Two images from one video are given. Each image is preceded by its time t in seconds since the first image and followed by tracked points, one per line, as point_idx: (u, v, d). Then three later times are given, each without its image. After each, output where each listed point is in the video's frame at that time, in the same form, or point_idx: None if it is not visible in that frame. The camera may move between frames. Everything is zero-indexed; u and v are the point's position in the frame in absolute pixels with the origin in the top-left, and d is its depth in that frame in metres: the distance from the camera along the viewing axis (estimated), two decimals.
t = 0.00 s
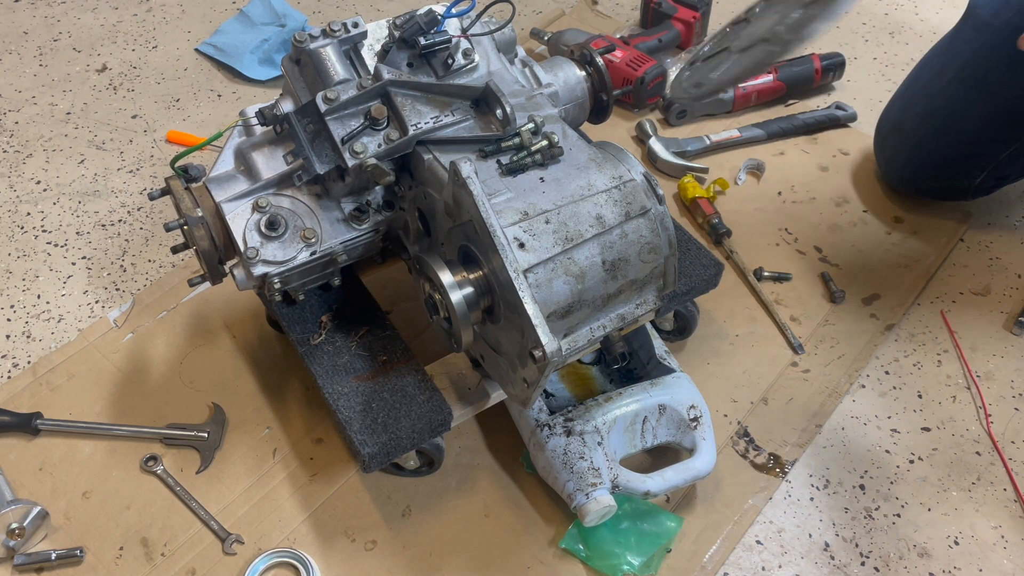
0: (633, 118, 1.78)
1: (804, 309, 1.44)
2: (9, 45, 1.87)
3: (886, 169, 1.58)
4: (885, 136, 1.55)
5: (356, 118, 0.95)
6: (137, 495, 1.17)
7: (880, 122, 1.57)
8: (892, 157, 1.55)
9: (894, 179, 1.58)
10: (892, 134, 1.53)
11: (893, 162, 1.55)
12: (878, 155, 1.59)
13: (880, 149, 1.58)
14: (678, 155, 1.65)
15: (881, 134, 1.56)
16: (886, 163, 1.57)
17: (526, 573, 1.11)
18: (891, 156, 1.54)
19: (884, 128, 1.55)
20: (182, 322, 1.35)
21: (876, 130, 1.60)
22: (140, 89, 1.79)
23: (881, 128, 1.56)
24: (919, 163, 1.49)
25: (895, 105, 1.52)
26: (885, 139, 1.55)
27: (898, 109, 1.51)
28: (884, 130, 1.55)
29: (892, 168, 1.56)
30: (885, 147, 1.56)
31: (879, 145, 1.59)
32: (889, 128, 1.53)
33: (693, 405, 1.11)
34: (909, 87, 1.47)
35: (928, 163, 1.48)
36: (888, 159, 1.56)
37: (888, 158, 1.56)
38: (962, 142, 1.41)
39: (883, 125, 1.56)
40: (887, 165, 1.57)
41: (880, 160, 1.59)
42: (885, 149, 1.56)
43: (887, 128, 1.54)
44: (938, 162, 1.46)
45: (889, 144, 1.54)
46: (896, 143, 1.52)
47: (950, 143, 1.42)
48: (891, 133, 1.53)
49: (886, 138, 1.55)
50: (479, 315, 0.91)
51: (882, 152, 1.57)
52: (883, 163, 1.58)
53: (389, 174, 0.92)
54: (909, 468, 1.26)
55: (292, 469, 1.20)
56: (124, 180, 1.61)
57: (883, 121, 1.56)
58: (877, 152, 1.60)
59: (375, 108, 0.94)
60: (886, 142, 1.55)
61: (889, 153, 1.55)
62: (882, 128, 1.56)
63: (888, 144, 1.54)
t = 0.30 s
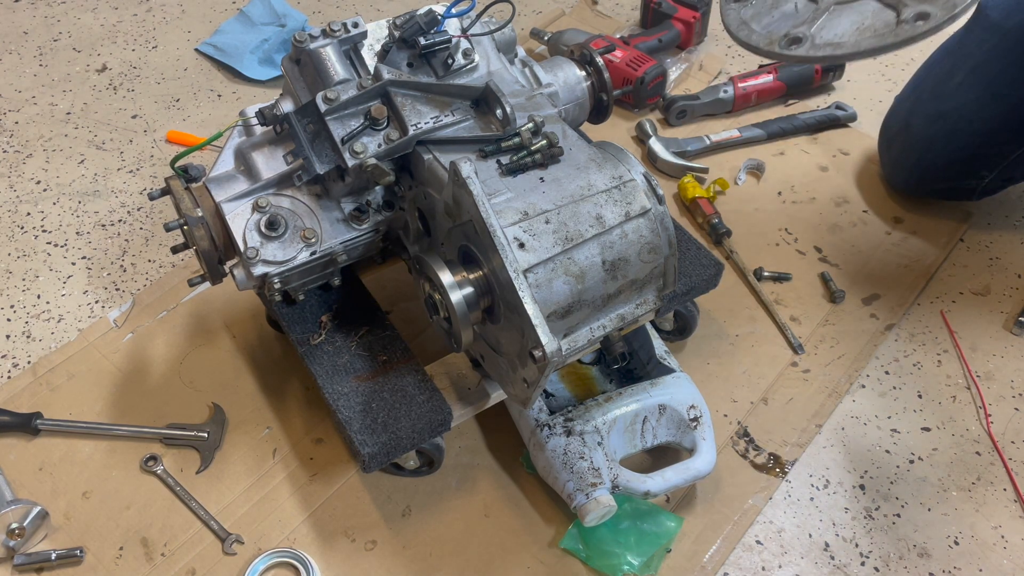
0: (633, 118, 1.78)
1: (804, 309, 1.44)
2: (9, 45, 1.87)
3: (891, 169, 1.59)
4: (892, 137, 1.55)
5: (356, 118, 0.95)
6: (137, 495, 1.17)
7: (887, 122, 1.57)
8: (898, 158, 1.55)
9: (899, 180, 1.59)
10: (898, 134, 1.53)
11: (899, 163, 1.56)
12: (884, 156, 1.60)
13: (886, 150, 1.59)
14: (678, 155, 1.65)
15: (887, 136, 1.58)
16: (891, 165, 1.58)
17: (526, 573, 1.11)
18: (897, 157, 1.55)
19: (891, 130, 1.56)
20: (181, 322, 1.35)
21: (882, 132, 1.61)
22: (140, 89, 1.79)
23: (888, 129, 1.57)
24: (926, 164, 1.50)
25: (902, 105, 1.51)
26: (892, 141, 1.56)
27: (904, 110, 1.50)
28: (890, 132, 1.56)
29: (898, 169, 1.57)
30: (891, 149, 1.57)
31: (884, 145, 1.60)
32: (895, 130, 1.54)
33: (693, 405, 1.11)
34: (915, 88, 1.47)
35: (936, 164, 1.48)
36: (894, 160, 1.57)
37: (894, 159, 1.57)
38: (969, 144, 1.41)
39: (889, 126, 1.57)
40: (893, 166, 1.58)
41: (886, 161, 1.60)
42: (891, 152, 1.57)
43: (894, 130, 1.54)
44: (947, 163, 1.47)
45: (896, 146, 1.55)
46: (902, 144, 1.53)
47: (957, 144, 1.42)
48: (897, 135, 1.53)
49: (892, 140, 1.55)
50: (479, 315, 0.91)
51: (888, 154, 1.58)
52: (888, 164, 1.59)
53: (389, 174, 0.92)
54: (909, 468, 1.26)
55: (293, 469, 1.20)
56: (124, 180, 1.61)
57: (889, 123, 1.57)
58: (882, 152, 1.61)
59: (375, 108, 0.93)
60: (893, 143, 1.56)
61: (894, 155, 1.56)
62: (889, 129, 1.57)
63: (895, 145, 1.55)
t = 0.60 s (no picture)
0: (633, 118, 1.78)
1: (804, 309, 1.44)
2: (9, 45, 1.87)
3: (891, 170, 1.59)
4: (892, 136, 1.55)
5: (356, 118, 0.95)
6: (137, 495, 1.17)
7: (887, 122, 1.57)
8: (898, 157, 1.55)
9: (898, 180, 1.58)
10: (898, 135, 1.53)
11: (898, 163, 1.55)
12: (884, 156, 1.60)
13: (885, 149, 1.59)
14: (678, 155, 1.65)
15: (887, 135, 1.57)
16: (891, 164, 1.58)
17: (526, 573, 1.11)
18: (897, 156, 1.55)
19: (891, 130, 1.56)
20: (181, 322, 1.35)
21: (882, 131, 1.61)
22: (140, 90, 1.79)
23: (888, 128, 1.57)
24: (926, 164, 1.49)
25: (903, 105, 1.51)
26: (892, 140, 1.56)
27: (907, 110, 1.50)
28: (891, 131, 1.56)
29: (898, 169, 1.56)
30: (891, 148, 1.56)
31: (884, 145, 1.60)
32: (897, 128, 1.53)
33: (693, 405, 1.11)
34: (918, 88, 1.47)
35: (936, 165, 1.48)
36: (894, 160, 1.56)
37: (894, 159, 1.57)
38: (970, 145, 1.41)
39: (890, 125, 1.57)
40: (892, 166, 1.58)
41: (885, 160, 1.60)
42: (891, 150, 1.56)
43: (895, 129, 1.54)
44: (946, 164, 1.46)
45: (896, 145, 1.54)
46: (903, 143, 1.52)
47: (958, 144, 1.42)
48: (899, 134, 1.53)
49: (893, 139, 1.55)
50: (479, 315, 0.91)
51: (888, 153, 1.58)
52: (888, 164, 1.59)
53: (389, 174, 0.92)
54: (909, 468, 1.26)
55: (293, 469, 1.20)
56: (124, 180, 1.61)
57: (890, 122, 1.57)
58: (882, 152, 1.60)
59: (375, 108, 0.93)
60: (893, 142, 1.56)
61: (894, 154, 1.56)
62: (888, 129, 1.57)
63: (896, 144, 1.55)
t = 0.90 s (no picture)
0: (633, 118, 1.78)
1: (804, 309, 1.44)
2: (9, 45, 1.87)
3: (892, 170, 1.59)
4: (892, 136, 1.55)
5: (356, 118, 0.95)
6: (137, 495, 1.17)
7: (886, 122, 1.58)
8: (898, 157, 1.55)
9: (899, 181, 1.59)
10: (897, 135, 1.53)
11: (898, 163, 1.56)
12: (884, 157, 1.60)
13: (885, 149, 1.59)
14: (678, 155, 1.65)
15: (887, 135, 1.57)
16: (892, 165, 1.58)
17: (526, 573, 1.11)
18: (896, 157, 1.55)
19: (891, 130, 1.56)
20: (181, 322, 1.35)
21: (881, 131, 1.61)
22: (140, 90, 1.79)
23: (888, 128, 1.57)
24: (926, 163, 1.49)
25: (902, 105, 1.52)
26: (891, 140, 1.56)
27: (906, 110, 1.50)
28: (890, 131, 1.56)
29: (899, 170, 1.57)
30: (891, 148, 1.56)
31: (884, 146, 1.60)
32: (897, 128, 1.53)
33: (693, 405, 1.11)
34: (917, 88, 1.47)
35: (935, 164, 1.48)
36: (894, 160, 1.56)
37: (894, 159, 1.57)
38: (969, 145, 1.41)
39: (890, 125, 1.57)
40: (892, 166, 1.58)
41: (885, 161, 1.60)
42: (890, 150, 1.56)
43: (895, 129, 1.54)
44: (946, 163, 1.46)
45: (895, 145, 1.54)
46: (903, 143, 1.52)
47: (957, 144, 1.42)
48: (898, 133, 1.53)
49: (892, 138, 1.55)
50: (479, 315, 0.91)
51: (887, 153, 1.58)
52: (888, 164, 1.59)
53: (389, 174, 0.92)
54: (909, 468, 1.26)
55: (293, 469, 1.20)
56: (124, 180, 1.61)
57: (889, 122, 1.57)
58: (881, 152, 1.60)
59: (375, 108, 0.93)
60: (892, 142, 1.56)
61: (894, 154, 1.56)
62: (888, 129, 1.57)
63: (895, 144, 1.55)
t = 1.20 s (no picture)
0: (633, 118, 1.78)
1: (804, 309, 1.44)
2: (9, 45, 1.87)
3: (890, 170, 1.58)
4: (891, 135, 1.55)
5: (356, 118, 0.95)
6: (137, 495, 1.17)
7: (886, 122, 1.58)
8: (896, 156, 1.55)
9: (897, 181, 1.58)
10: (897, 135, 1.53)
11: (897, 162, 1.55)
12: (882, 155, 1.60)
13: (883, 148, 1.59)
14: (678, 155, 1.65)
15: (886, 134, 1.57)
16: (890, 163, 1.58)
17: (526, 573, 1.11)
18: (895, 155, 1.55)
19: (889, 129, 1.56)
20: (181, 322, 1.35)
21: (880, 130, 1.61)
22: (140, 90, 1.79)
23: (887, 128, 1.57)
24: (924, 163, 1.49)
25: (901, 105, 1.52)
26: (891, 139, 1.56)
27: (905, 109, 1.50)
28: (889, 130, 1.56)
29: (897, 169, 1.56)
30: (891, 148, 1.56)
31: (884, 146, 1.60)
32: (896, 127, 1.53)
33: (693, 405, 1.11)
34: (916, 87, 1.47)
35: (933, 164, 1.48)
36: (894, 159, 1.56)
37: (893, 159, 1.57)
38: (968, 145, 1.41)
39: (889, 125, 1.57)
40: (890, 165, 1.58)
41: (884, 160, 1.60)
42: (889, 150, 1.56)
43: (894, 128, 1.54)
44: (944, 162, 1.46)
45: (894, 144, 1.55)
46: (902, 142, 1.52)
47: (957, 144, 1.42)
48: (897, 133, 1.53)
49: (891, 137, 1.55)
50: (479, 315, 0.91)
51: (885, 152, 1.58)
52: (886, 163, 1.59)
53: (389, 174, 0.92)
54: (909, 468, 1.26)
55: (293, 469, 1.20)
56: (124, 180, 1.61)
57: (888, 122, 1.57)
58: (880, 151, 1.60)
59: (375, 108, 0.93)
60: (892, 142, 1.56)
61: (893, 153, 1.56)
62: (888, 129, 1.57)
63: (893, 142, 1.55)
